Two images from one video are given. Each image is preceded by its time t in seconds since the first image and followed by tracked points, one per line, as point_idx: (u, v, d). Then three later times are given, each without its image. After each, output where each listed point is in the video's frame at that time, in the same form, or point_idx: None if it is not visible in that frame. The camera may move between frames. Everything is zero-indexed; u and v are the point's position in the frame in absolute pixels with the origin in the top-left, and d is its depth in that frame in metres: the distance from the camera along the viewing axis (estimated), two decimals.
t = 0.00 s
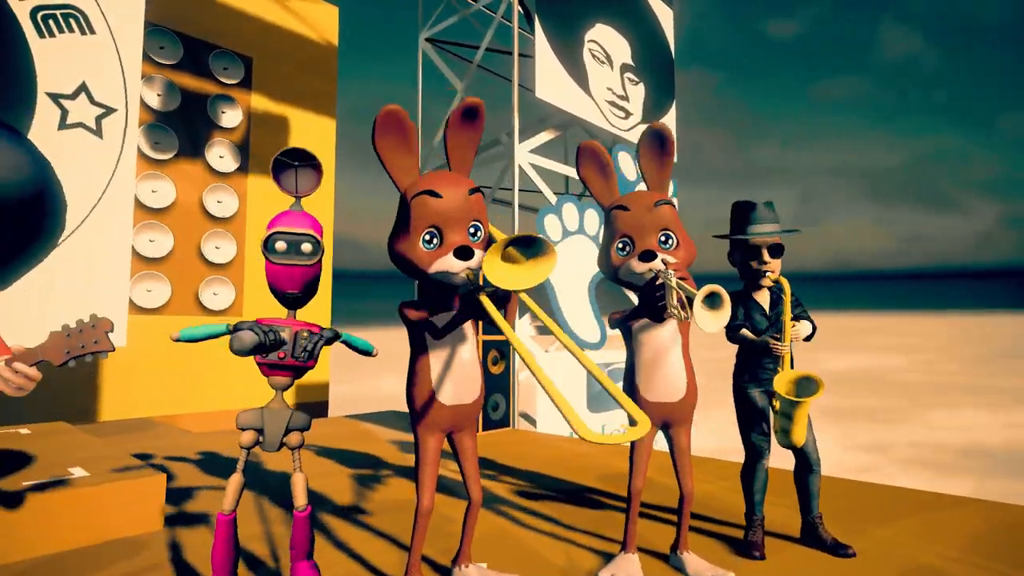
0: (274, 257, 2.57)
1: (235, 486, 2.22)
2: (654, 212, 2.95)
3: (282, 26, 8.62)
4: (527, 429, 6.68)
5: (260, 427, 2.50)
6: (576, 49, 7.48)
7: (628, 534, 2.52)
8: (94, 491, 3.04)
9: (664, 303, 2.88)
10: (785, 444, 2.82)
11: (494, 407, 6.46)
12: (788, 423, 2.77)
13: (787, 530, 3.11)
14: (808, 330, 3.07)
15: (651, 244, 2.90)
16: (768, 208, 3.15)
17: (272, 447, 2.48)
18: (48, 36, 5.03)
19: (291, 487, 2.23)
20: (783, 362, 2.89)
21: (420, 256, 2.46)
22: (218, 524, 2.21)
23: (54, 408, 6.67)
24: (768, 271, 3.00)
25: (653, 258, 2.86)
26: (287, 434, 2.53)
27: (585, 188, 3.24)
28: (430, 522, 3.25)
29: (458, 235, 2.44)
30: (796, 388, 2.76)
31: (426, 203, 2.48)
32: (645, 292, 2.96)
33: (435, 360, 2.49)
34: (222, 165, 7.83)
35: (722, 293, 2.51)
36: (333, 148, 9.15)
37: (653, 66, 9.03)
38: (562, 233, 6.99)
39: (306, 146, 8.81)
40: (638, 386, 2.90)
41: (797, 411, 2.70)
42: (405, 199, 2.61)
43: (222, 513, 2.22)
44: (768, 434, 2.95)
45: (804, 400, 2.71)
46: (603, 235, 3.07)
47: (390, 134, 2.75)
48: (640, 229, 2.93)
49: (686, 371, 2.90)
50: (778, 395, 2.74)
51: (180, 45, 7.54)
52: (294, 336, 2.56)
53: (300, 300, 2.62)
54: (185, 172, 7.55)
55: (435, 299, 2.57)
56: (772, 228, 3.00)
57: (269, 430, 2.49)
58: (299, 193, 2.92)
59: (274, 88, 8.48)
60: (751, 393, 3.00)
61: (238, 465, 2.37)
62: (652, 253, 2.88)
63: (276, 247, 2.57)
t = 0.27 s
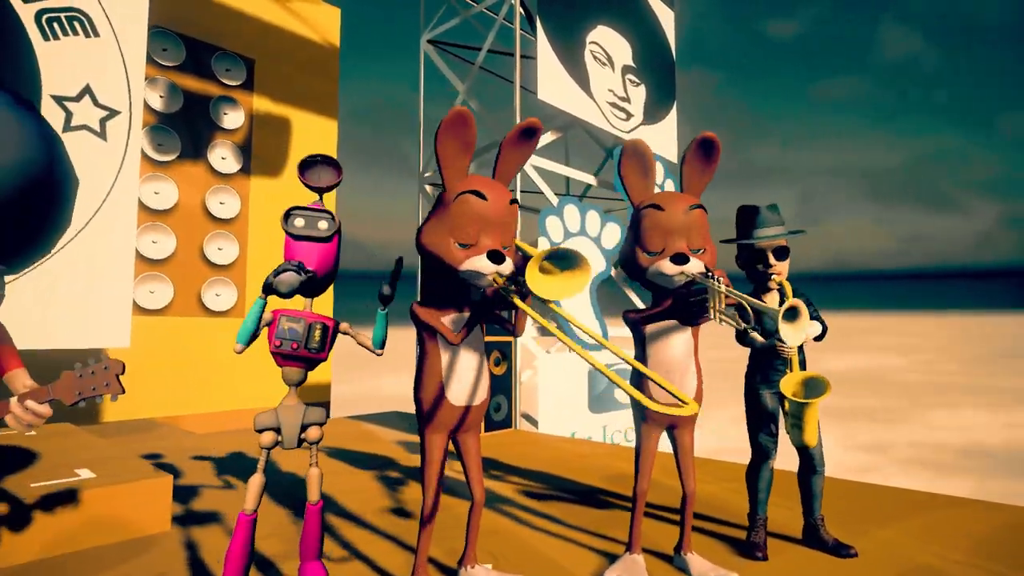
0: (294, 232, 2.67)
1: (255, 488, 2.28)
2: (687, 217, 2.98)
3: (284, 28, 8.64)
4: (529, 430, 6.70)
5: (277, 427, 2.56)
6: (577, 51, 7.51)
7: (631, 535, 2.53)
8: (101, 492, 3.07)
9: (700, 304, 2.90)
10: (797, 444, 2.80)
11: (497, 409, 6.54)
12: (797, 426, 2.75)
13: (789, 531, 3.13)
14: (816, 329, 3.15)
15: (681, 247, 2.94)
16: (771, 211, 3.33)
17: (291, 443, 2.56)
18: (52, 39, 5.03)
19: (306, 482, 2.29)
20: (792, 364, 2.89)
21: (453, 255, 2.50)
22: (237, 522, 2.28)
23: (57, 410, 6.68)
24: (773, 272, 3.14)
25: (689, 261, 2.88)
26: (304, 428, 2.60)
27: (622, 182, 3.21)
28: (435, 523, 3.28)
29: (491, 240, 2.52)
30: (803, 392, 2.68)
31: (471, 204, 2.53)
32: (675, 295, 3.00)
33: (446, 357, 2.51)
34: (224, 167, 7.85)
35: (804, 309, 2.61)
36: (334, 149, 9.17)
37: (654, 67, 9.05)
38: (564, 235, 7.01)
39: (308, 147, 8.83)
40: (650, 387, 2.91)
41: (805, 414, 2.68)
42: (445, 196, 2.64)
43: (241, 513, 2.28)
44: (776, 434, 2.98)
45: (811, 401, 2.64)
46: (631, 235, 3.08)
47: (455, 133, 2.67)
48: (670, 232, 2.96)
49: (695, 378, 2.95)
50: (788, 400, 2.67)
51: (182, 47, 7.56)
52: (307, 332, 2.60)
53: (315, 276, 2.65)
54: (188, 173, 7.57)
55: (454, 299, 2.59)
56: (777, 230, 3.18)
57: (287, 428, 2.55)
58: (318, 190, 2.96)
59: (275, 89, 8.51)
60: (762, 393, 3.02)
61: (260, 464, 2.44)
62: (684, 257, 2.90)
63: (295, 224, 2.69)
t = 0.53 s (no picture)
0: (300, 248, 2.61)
1: (263, 491, 2.30)
2: (697, 219, 3.01)
3: (287, 30, 8.67)
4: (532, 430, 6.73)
5: (291, 433, 2.59)
6: (580, 53, 7.54)
7: (637, 535, 2.56)
8: (112, 494, 3.10)
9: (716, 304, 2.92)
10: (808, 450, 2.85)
11: (499, 409, 6.53)
12: (811, 432, 2.80)
13: (793, 531, 3.16)
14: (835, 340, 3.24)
15: (690, 249, 2.95)
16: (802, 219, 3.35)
17: (306, 449, 2.58)
18: (59, 42, 5.08)
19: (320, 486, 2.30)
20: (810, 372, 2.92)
21: (478, 247, 2.53)
22: (242, 527, 2.27)
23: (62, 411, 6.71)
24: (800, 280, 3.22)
25: (700, 263, 2.91)
26: (320, 434, 2.62)
27: (638, 176, 3.22)
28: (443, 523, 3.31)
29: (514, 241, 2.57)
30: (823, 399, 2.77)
31: (499, 201, 2.58)
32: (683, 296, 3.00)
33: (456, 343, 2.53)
34: (228, 168, 7.88)
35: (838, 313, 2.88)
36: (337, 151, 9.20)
37: (656, 69, 9.08)
38: (567, 236, 7.03)
39: (311, 149, 8.86)
40: (645, 386, 2.86)
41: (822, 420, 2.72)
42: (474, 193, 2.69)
43: (246, 515, 2.27)
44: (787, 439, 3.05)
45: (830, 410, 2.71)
46: (639, 235, 3.09)
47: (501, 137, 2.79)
48: (680, 233, 2.98)
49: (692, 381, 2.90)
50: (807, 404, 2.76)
51: (186, 49, 7.59)
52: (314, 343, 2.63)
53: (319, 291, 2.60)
54: (192, 175, 7.60)
55: (467, 295, 2.64)
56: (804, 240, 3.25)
57: (301, 433, 2.58)
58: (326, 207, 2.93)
59: (278, 91, 8.53)
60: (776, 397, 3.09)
61: (274, 469, 2.46)
62: (694, 258, 2.91)
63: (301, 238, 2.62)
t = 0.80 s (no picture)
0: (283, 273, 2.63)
1: (268, 494, 2.29)
2: (678, 229, 3.04)
3: (291, 32, 8.71)
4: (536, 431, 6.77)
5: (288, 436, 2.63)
6: (583, 56, 7.58)
7: (644, 535, 2.60)
8: (125, 495, 3.15)
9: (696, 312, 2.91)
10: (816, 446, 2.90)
11: (504, 410, 6.57)
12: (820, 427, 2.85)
13: (797, 531, 3.20)
14: (841, 342, 3.23)
15: (673, 260, 3.00)
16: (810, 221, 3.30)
17: (303, 454, 2.60)
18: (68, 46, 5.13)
19: (325, 492, 2.37)
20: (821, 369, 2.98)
21: (489, 257, 2.58)
22: (252, 530, 2.27)
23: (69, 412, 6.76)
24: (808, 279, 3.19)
25: (682, 274, 2.93)
26: (317, 440, 2.65)
27: (620, 191, 3.24)
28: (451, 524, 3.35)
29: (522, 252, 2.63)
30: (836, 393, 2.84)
31: (511, 213, 2.66)
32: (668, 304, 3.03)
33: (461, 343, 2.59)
34: (233, 170, 7.92)
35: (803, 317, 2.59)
36: (340, 152, 9.23)
37: (658, 71, 9.12)
38: (570, 238, 7.08)
39: (314, 150, 8.90)
40: (640, 391, 2.90)
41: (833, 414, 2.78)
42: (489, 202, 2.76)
43: (255, 519, 2.28)
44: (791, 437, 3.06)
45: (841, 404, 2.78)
46: (624, 247, 3.14)
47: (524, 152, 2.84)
48: (662, 244, 3.02)
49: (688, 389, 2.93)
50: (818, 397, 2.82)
51: (191, 52, 7.63)
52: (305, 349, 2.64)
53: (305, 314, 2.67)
54: (197, 177, 7.64)
55: (472, 302, 2.66)
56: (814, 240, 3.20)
57: (298, 436, 2.61)
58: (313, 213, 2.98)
59: (282, 93, 8.57)
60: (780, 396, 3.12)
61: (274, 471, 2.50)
62: (675, 269, 2.96)
63: (287, 264, 2.62)
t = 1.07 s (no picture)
0: (283, 248, 2.58)
1: (281, 487, 2.30)
2: (660, 229, 3.08)
3: (297, 36, 8.78)
4: (540, 431, 6.82)
5: (293, 432, 2.66)
6: (586, 59, 7.63)
7: (653, 534, 2.65)
8: (141, 494, 3.21)
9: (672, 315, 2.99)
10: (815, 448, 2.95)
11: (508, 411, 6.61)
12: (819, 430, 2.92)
13: (801, 531, 3.26)
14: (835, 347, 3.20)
15: (656, 259, 3.03)
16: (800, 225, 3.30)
17: (305, 451, 2.63)
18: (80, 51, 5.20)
19: (330, 490, 2.33)
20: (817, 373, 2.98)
21: (484, 266, 2.61)
22: (271, 520, 2.30)
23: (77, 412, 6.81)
24: (801, 285, 3.14)
25: (660, 272, 2.98)
26: (317, 441, 2.66)
27: (598, 200, 3.28)
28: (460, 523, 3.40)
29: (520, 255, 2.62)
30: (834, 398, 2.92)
31: (506, 218, 2.68)
32: (653, 303, 3.07)
33: (470, 369, 2.60)
34: (238, 172, 7.98)
35: (735, 308, 2.64)
36: (345, 155, 9.28)
37: (660, 73, 9.17)
38: (574, 241, 7.14)
39: (319, 152, 8.95)
40: (649, 391, 2.94)
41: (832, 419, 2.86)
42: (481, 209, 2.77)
43: (273, 508, 2.32)
44: (790, 439, 3.07)
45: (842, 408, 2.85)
46: (611, 252, 3.18)
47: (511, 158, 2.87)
48: (646, 244, 3.06)
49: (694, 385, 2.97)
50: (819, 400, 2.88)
51: (198, 55, 7.69)
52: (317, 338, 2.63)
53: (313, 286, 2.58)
54: (203, 179, 7.70)
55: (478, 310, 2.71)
56: (804, 245, 3.17)
57: (301, 434, 2.64)
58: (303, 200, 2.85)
59: (287, 96, 8.63)
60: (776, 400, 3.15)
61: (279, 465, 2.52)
62: (658, 268, 2.99)
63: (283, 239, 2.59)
